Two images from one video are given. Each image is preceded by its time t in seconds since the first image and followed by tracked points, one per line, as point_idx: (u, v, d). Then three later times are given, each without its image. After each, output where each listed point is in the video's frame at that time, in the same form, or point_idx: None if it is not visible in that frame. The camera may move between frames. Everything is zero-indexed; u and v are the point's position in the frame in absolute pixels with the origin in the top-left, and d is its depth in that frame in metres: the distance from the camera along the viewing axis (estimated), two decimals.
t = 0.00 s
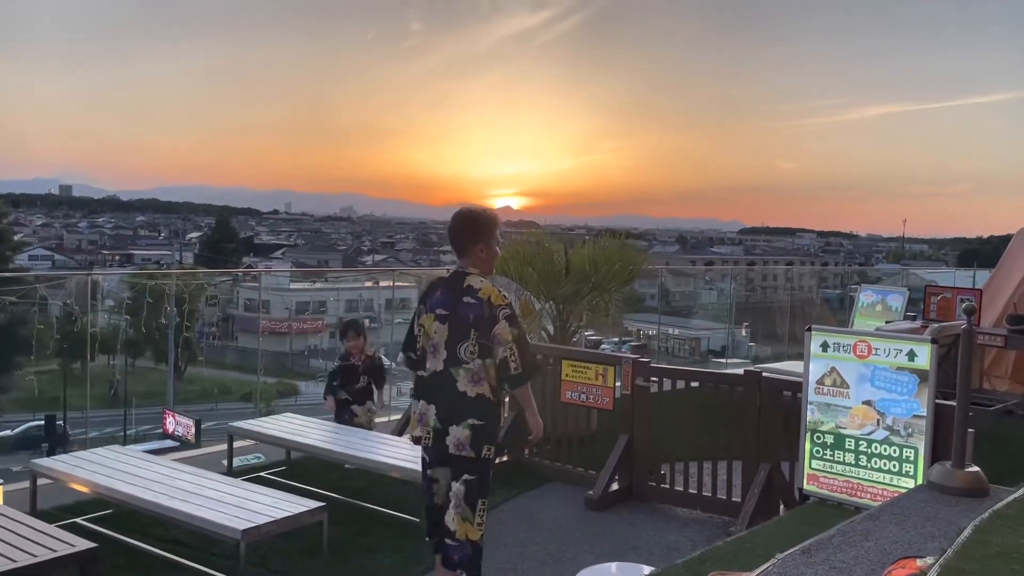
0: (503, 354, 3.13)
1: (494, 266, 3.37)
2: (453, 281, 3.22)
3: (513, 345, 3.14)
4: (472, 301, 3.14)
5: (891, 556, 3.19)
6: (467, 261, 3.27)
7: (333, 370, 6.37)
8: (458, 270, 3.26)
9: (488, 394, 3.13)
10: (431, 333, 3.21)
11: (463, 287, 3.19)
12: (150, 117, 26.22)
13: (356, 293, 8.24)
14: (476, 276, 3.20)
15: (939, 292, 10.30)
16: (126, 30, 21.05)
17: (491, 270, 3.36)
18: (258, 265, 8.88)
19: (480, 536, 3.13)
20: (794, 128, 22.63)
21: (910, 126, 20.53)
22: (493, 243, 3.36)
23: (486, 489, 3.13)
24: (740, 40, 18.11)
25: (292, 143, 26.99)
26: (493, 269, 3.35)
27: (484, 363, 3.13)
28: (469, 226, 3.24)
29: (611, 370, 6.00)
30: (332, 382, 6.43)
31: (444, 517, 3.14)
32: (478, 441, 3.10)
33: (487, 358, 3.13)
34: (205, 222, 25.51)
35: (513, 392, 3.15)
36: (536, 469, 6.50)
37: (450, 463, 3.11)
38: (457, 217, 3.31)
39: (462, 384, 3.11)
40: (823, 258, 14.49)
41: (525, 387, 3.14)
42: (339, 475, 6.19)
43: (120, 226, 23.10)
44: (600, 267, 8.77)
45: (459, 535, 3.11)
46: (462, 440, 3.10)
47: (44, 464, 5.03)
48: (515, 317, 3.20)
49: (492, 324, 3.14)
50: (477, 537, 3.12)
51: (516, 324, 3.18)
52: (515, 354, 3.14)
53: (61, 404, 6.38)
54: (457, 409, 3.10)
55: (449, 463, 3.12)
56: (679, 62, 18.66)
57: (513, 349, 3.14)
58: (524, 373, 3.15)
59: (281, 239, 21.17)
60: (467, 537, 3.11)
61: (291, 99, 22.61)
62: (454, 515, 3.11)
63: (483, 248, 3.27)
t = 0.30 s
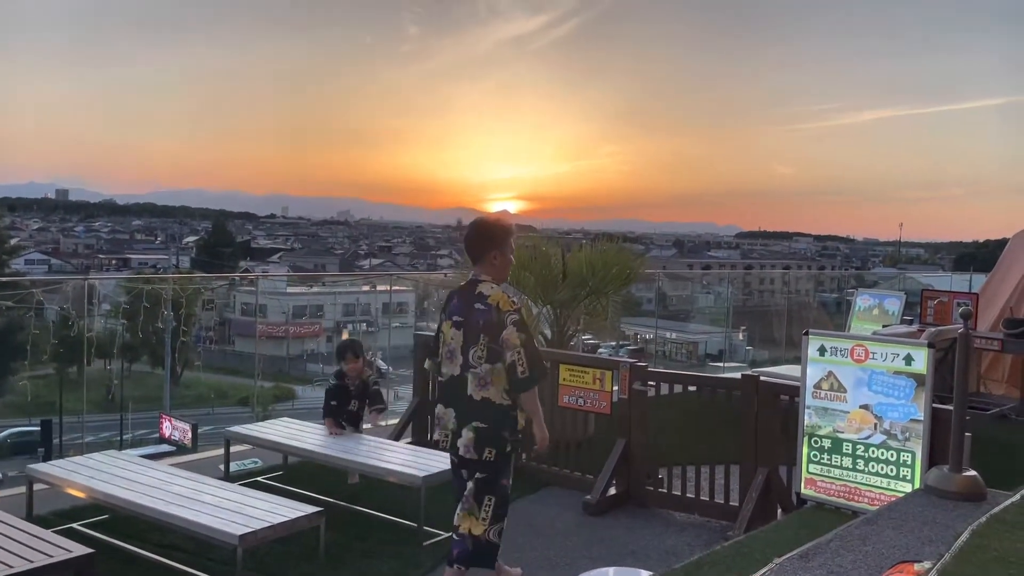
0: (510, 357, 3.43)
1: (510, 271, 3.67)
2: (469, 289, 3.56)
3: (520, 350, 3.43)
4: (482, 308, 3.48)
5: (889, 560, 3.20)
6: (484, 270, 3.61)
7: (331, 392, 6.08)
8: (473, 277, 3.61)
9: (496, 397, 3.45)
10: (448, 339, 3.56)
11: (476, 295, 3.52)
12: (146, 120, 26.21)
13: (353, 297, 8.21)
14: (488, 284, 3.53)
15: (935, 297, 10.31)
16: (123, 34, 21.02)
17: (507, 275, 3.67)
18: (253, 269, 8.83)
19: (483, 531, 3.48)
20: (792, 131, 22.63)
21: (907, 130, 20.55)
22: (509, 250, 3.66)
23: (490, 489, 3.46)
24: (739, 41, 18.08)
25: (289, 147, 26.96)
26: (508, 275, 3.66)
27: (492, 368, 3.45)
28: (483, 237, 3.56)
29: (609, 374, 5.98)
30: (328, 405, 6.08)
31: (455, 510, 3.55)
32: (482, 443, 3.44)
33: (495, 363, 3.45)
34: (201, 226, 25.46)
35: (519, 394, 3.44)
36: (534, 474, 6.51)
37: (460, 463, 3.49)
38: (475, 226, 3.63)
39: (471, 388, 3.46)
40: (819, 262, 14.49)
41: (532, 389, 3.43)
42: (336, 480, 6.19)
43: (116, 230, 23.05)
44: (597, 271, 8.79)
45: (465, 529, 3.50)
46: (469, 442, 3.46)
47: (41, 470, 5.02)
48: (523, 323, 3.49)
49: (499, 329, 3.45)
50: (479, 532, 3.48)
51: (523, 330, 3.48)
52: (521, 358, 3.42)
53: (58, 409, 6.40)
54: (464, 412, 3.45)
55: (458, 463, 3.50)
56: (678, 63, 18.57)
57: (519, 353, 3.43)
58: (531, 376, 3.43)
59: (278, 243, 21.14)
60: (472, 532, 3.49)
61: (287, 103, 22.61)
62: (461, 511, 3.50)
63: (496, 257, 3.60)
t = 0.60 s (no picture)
0: (517, 346, 3.47)
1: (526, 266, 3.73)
2: (484, 284, 3.62)
3: (526, 337, 3.47)
4: (495, 300, 3.54)
5: (887, 562, 3.20)
6: (498, 265, 3.66)
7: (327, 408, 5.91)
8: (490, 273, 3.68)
9: (511, 387, 3.54)
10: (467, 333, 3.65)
11: (490, 289, 3.58)
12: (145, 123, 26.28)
13: (352, 300, 8.24)
14: (501, 278, 3.59)
15: (933, 299, 10.31)
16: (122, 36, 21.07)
17: (523, 271, 3.73)
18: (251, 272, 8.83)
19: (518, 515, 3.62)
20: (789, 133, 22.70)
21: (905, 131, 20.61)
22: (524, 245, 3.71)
23: (518, 476, 3.60)
24: (738, 41, 18.16)
25: (288, 151, 26.97)
26: (523, 269, 3.71)
27: (505, 357, 3.51)
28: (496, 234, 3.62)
29: (607, 377, 5.97)
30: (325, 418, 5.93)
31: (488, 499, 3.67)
32: (503, 430, 3.58)
33: (507, 352, 3.51)
34: (200, 229, 25.48)
35: (525, 383, 3.48)
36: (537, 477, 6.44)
37: (486, 453, 3.61)
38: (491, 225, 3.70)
39: (488, 378, 3.55)
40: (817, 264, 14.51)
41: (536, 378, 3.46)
42: (334, 483, 6.18)
43: (114, 233, 23.06)
44: (596, 273, 8.79)
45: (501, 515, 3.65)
46: (492, 431, 3.58)
47: (39, 473, 5.02)
48: (533, 312, 3.53)
49: (510, 319, 3.50)
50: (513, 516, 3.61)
51: (532, 319, 3.51)
52: (527, 347, 3.48)
53: (55, 412, 6.41)
54: (484, 404, 3.55)
55: (484, 454, 3.62)
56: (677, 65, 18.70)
57: (526, 342, 3.48)
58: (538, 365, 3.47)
59: (276, 246, 21.16)
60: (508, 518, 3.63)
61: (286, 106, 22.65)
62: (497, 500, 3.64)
63: (512, 254, 3.67)
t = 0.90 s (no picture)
0: (535, 345, 3.57)
1: (540, 270, 3.86)
2: (501, 284, 3.74)
3: (544, 337, 3.57)
4: (512, 300, 3.64)
5: (886, 562, 3.20)
6: (514, 267, 3.78)
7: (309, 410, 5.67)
8: (506, 273, 3.79)
9: (525, 385, 3.63)
10: (481, 332, 3.74)
11: (507, 289, 3.69)
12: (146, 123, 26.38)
13: (351, 301, 8.24)
14: (517, 279, 3.70)
15: (932, 299, 10.30)
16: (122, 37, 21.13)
17: (537, 275, 3.86)
18: (251, 273, 8.85)
19: (544, 510, 3.69)
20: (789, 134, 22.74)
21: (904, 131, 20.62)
22: (540, 251, 3.85)
23: (539, 472, 3.66)
24: (738, 41, 18.15)
25: (288, 153, 27.01)
26: (537, 272, 3.84)
27: (520, 356, 3.61)
28: (516, 236, 3.75)
29: (607, 377, 5.95)
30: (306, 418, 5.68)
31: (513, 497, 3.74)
32: (518, 428, 3.64)
33: (523, 351, 3.61)
34: (199, 231, 25.50)
35: (541, 381, 3.56)
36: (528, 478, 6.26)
37: (503, 450, 3.67)
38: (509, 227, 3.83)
39: (503, 376, 3.63)
40: (817, 265, 14.57)
41: (551, 377, 3.56)
42: (334, 484, 6.18)
43: (114, 235, 23.09)
44: (595, 274, 8.78)
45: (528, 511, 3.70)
46: (506, 429, 3.64)
47: (38, 474, 5.02)
48: (549, 313, 3.64)
49: (527, 319, 3.61)
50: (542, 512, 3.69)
51: (548, 320, 3.62)
52: (543, 346, 3.56)
53: (55, 413, 6.42)
54: (498, 401, 3.63)
55: (501, 451, 3.68)
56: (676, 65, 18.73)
57: (542, 341, 3.57)
58: (552, 363, 3.57)
59: (276, 248, 21.17)
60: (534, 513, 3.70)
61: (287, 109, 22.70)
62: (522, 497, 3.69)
63: (526, 255, 3.79)
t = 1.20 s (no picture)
0: (561, 348, 3.60)
1: (560, 273, 3.88)
2: (524, 285, 3.74)
3: (569, 341, 3.61)
4: (537, 303, 3.66)
5: (885, 562, 3.20)
6: (536, 269, 3.79)
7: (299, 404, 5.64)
8: (527, 275, 3.80)
9: (552, 386, 3.66)
10: (504, 333, 3.74)
11: (530, 291, 3.70)
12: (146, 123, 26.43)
13: (350, 301, 8.25)
14: (541, 281, 3.72)
15: (931, 300, 10.30)
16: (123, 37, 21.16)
17: (557, 277, 3.88)
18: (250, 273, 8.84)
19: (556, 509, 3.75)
20: (788, 135, 22.73)
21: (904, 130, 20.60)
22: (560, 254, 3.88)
23: (558, 472, 3.71)
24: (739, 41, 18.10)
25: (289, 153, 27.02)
26: (557, 274, 3.87)
27: (547, 358, 3.64)
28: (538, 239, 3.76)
29: (607, 377, 5.96)
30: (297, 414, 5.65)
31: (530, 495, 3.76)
32: (542, 428, 3.67)
33: (549, 354, 3.64)
34: (199, 231, 25.50)
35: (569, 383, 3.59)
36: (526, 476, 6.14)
37: (524, 450, 3.70)
38: (530, 230, 3.84)
39: (530, 378, 3.65)
40: (817, 265, 14.57)
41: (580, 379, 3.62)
42: (334, 484, 6.18)
43: (114, 235, 23.10)
44: (595, 275, 8.77)
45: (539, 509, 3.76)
46: (532, 427, 3.66)
47: (36, 473, 5.02)
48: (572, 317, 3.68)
49: (552, 322, 3.63)
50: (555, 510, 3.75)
51: (572, 323, 3.66)
52: (570, 349, 3.61)
53: (55, 413, 6.43)
54: (527, 402, 3.64)
55: (524, 450, 3.69)
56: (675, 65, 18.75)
57: (568, 344, 3.61)
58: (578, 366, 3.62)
59: (276, 248, 21.19)
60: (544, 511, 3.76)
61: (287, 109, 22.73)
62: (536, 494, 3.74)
63: (548, 258, 3.81)
